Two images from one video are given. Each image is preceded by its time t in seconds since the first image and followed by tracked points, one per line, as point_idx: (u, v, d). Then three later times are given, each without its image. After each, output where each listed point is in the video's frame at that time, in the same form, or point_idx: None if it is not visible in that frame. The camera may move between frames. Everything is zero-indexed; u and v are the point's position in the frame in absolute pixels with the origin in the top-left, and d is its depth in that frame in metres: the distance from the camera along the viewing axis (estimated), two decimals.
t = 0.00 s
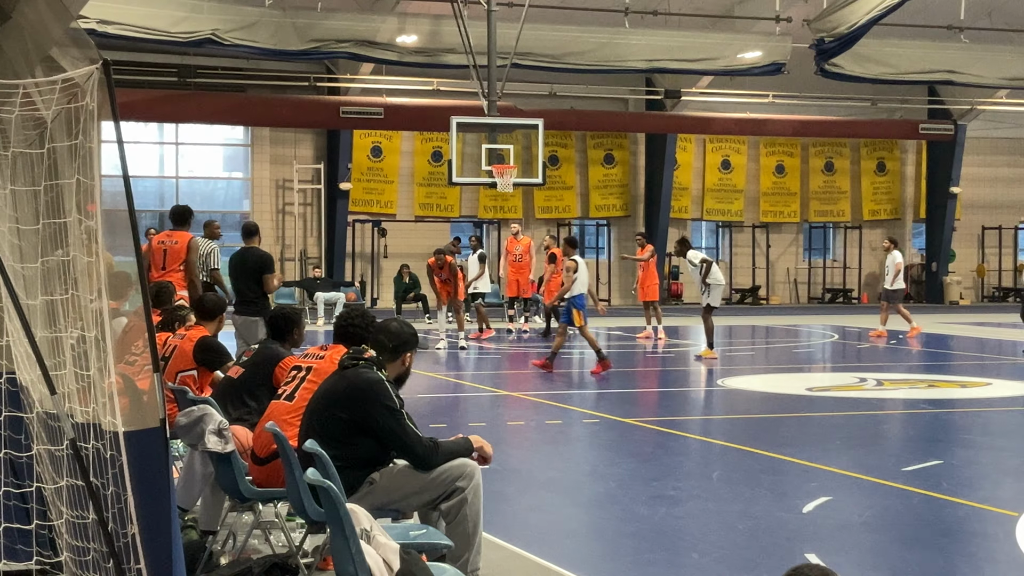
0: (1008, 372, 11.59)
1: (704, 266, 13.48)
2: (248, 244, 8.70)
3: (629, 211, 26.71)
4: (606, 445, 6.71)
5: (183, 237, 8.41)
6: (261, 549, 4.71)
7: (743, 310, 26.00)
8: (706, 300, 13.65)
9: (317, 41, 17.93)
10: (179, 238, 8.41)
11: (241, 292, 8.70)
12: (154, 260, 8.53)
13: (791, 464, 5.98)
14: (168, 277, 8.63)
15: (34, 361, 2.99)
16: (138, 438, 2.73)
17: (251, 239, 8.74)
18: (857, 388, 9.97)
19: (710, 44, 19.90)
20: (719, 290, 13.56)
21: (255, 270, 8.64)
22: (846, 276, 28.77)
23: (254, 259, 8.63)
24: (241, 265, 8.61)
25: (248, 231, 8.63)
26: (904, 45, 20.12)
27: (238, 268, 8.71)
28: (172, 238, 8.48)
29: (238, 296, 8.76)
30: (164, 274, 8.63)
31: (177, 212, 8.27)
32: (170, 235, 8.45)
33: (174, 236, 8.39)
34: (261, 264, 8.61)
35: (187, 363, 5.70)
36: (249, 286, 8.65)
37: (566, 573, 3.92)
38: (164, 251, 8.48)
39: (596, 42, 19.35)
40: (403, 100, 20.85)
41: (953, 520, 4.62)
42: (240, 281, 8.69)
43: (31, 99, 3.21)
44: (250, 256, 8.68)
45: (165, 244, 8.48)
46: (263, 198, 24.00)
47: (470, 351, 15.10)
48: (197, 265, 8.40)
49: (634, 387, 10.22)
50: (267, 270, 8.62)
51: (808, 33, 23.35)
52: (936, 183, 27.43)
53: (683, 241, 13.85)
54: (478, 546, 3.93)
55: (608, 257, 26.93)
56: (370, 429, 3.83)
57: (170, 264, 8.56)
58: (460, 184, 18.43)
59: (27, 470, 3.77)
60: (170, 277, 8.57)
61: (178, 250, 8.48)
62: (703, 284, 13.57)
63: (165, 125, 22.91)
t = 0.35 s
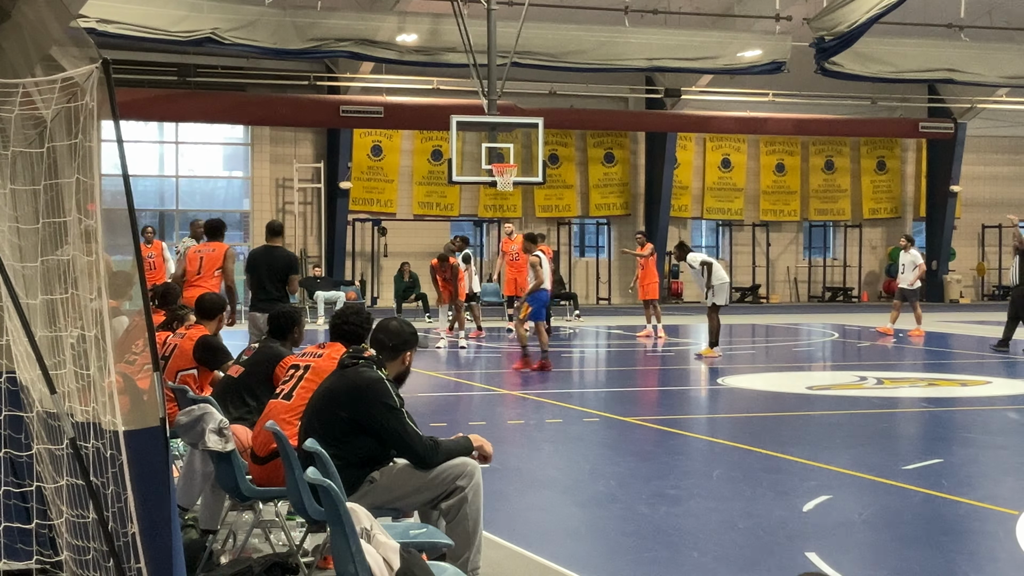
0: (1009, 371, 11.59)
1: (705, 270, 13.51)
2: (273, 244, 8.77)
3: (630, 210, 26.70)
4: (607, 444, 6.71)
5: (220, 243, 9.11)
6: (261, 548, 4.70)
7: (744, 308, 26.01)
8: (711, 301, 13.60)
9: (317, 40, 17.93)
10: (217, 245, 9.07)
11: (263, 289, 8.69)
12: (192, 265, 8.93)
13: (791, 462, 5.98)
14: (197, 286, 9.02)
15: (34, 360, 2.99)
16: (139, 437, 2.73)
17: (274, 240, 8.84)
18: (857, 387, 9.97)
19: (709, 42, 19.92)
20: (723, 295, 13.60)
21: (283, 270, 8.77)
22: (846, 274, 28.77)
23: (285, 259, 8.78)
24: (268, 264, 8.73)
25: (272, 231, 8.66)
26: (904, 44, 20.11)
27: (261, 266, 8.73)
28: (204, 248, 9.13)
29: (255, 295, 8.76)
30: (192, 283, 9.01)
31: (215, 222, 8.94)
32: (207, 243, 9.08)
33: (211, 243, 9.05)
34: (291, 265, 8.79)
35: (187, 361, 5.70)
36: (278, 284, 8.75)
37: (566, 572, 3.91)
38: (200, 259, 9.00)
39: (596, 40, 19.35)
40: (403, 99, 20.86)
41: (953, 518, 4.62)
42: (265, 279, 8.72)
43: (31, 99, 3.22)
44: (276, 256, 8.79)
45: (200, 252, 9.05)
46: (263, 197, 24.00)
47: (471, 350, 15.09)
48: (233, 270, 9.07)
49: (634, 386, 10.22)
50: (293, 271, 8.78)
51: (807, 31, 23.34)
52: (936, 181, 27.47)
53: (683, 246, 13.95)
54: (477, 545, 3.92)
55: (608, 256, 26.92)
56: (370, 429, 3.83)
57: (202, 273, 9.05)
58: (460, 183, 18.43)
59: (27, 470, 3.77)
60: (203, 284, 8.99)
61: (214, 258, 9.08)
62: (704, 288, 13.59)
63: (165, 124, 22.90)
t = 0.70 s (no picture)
0: (1009, 370, 11.59)
1: (705, 269, 13.53)
2: (286, 244, 8.83)
3: (630, 209, 26.70)
4: (607, 444, 6.70)
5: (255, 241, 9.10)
6: (261, 547, 4.70)
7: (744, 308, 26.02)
8: (712, 300, 13.52)
9: (316, 39, 17.92)
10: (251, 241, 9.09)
11: (274, 289, 8.74)
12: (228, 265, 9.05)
13: (792, 462, 5.97)
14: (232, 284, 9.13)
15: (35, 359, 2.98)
16: (139, 437, 2.72)
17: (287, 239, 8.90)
18: (857, 386, 9.96)
19: (709, 42, 19.95)
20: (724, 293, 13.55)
21: (297, 270, 8.85)
22: (846, 273, 28.76)
23: (298, 260, 8.86)
24: (283, 264, 8.77)
25: (285, 230, 8.72)
26: (904, 43, 20.08)
27: (275, 265, 8.75)
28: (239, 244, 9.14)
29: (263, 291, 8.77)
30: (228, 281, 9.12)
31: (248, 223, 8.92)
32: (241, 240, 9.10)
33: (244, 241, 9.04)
34: (303, 266, 8.88)
35: (187, 361, 5.69)
36: (289, 284, 8.81)
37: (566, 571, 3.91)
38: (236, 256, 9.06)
39: (596, 40, 19.34)
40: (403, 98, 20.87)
41: (953, 517, 4.62)
42: (277, 279, 8.77)
43: (30, 99, 3.22)
44: (290, 256, 8.86)
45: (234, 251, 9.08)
46: (264, 197, 24.00)
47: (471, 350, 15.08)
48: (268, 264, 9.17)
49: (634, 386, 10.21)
50: (304, 273, 8.89)
51: (807, 30, 23.32)
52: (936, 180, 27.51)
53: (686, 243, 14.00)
54: (477, 545, 3.92)
55: (608, 255, 26.92)
56: (369, 428, 3.84)
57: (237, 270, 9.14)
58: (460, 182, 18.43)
59: (27, 469, 3.77)
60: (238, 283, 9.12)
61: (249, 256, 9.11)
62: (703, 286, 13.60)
63: (165, 124, 22.90)
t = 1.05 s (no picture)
0: (1009, 370, 11.59)
1: (705, 268, 13.51)
2: (284, 243, 8.77)
3: (630, 209, 26.68)
4: (607, 443, 6.69)
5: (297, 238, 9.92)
6: (262, 547, 4.70)
7: (744, 307, 26.01)
8: (712, 300, 13.55)
9: (316, 39, 17.92)
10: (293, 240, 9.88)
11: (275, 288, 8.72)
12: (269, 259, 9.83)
13: (792, 461, 5.97)
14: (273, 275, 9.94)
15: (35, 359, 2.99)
16: (139, 437, 2.73)
17: (284, 237, 8.85)
18: (857, 386, 9.95)
19: (708, 41, 19.95)
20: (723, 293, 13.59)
21: (297, 268, 8.79)
22: (846, 273, 28.74)
23: (297, 259, 8.79)
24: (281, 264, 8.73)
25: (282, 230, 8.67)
26: (905, 43, 20.06)
27: (275, 264, 8.73)
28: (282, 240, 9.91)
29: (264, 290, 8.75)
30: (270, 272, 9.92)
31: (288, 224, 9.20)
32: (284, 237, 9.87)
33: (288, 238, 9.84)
34: (303, 265, 8.81)
35: (188, 360, 5.70)
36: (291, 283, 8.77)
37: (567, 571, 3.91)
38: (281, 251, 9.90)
39: (596, 40, 19.33)
40: (403, 97, 20.88)
41: (954, 517, 4.62)
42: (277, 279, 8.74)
43: (31, 98, 3.22)
44: (289, 255, 8.81)
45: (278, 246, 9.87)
46: (264, 196, 24.00)
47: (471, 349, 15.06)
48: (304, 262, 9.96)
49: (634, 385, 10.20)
50: (304, 271, 8.83)
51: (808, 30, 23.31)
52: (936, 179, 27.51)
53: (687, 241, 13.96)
54: (478, 545, 3.91)
55: (608, 255, 26.90)
56: (369, 427, 3.83)
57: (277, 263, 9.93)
58: (461, 182, 18.42)
59: (27, 469, 3.77)
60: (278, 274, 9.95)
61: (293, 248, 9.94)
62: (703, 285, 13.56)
63: (165, 123, 22.91)
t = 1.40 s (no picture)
0: (1010, 370, 11.59)
1: (703, 266, 13.50)
2: (268, 243, 8.98)
3: (630, 209, 26.66)
4: (607, 443, 6.69)
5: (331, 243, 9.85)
6: (262, 547, 4.70)
7: (744, 307, 26.02)
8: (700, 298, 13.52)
9: (317, 39, 17.92)
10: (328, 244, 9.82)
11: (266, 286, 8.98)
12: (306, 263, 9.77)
13: (792, 461, 5.97)
14: (311, 284, 9.82)
15: (35, 358, 2.99)
16: (140, 437, 2.73)
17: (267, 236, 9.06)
18: (857, 386, 9.95)
19: (709, 41, 19.94)
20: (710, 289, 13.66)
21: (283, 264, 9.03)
22: (846, 273, 28.74)
23: (282, 256, 9.03)
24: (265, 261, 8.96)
25: (263, 230, 8.87)
26: (905, 43, 20.05)
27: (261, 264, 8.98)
28: (315, 245, 9.94)
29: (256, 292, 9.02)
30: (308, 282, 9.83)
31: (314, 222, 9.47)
32: (316, 241, 9.90)
33: (321, 241, 9.83)
34: (288, 261, 9.05)
35: (187, 361, 5.70)
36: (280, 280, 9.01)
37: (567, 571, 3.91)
38: (314, 258, 9.81)
39: (596, 39, 19.34)
40: (403, 97, 20.88)
41: (954, 517, 4.61)
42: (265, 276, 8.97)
43: (32, 97, 3.22)
44: (273, 253, 9.06)
45: (313, 251, 9.84)
46: (264, 196, 24.01)
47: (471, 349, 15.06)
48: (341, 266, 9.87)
49: (634, 385, 10.20)
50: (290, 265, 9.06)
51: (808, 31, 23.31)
52: (936, 178, 27.53)
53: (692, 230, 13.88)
54: (478, 544, 3.90)
55: (608, 255, 26.88)
56: (369, 427, 3.84)
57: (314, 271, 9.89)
58: (461, 182, 18.42)
59: (27, 468, 3.77)
60: (318, 282, 9.82)
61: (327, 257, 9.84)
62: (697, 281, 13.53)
63: (165, 123, 22.91)
